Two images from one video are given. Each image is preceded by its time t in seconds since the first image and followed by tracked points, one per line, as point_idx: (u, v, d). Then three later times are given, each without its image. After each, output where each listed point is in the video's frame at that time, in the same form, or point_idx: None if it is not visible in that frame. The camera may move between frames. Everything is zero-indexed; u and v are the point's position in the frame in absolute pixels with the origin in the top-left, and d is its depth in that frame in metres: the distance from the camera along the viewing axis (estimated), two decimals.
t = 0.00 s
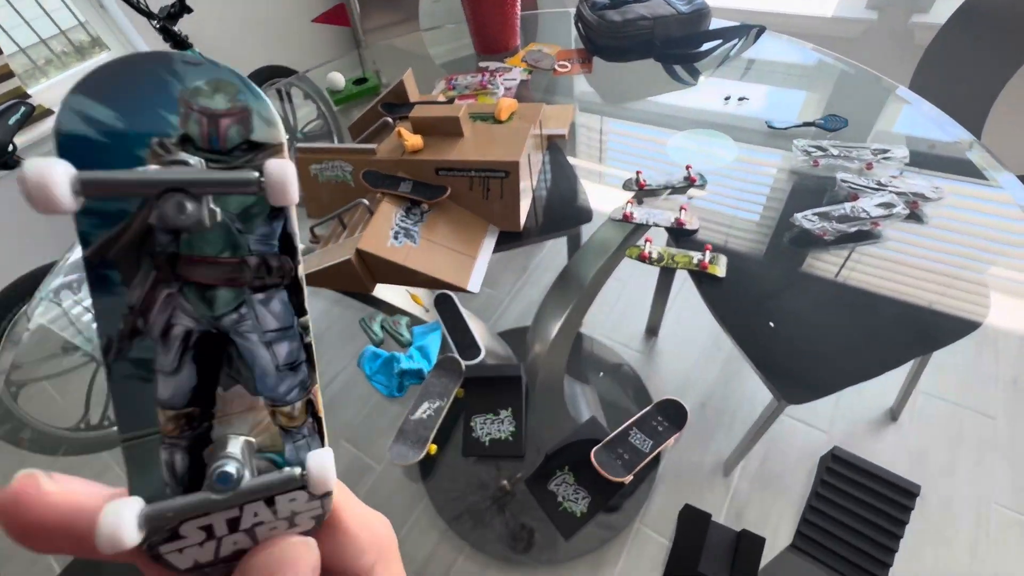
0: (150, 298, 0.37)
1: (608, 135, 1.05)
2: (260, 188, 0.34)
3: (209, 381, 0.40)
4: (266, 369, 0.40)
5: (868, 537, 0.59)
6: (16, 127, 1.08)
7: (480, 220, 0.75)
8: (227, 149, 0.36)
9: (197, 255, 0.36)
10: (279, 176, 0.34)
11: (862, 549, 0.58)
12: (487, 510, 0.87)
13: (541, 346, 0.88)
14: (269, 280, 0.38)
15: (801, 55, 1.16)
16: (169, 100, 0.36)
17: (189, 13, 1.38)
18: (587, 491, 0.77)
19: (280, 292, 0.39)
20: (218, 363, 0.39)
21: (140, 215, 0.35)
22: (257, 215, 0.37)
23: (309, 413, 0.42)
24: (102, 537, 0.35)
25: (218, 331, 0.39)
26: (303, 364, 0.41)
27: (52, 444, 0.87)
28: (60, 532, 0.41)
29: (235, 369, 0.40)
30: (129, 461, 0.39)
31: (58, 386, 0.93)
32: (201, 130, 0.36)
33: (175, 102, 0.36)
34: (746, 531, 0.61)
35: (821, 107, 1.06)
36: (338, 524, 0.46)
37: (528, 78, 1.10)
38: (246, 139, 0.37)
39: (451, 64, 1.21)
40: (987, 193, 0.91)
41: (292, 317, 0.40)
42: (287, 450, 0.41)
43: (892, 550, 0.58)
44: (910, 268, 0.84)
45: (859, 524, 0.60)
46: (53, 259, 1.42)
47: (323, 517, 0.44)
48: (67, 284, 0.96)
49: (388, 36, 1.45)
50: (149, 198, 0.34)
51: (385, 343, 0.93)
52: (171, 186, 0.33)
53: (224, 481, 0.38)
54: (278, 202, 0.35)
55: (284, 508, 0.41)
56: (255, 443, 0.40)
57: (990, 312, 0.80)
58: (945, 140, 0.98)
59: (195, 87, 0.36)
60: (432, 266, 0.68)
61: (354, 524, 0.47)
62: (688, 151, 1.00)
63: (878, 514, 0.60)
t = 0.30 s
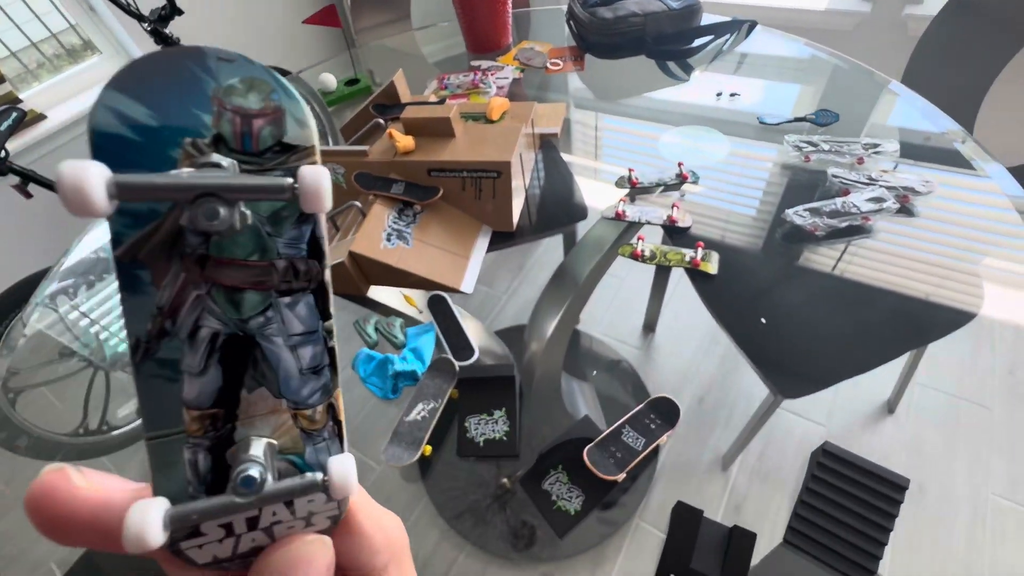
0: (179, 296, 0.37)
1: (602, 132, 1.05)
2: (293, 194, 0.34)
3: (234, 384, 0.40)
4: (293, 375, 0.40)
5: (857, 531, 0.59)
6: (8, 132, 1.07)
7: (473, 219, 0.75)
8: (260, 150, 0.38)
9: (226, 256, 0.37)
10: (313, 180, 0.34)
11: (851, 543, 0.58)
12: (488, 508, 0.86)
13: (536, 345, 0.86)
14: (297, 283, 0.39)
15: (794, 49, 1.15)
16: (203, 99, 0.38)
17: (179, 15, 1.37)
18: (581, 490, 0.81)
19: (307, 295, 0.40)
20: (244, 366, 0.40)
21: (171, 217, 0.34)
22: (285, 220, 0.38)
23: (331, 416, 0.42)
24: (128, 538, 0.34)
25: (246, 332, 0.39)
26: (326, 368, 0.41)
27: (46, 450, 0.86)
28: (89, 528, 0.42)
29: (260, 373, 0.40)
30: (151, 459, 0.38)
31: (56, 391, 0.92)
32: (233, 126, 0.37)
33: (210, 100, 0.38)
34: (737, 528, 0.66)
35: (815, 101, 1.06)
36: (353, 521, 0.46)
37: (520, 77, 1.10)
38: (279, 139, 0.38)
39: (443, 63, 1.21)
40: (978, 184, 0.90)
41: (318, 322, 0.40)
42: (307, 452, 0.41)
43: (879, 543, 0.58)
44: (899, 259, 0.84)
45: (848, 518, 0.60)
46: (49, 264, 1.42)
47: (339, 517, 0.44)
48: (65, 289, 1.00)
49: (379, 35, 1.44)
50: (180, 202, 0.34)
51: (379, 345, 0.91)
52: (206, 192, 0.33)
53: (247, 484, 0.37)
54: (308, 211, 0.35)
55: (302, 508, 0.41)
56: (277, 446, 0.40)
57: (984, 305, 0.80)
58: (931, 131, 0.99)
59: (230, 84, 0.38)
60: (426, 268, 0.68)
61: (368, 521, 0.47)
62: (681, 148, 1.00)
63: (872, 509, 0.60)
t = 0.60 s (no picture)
0: (177, 304, 0.40)
1: (602, 126, 1.03)
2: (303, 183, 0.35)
3: (243, 404, 0.42)
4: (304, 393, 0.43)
5: (866, 537, 0.57)
6: None
7: (467, 216, 0.74)
8: (267, 137, 0.42)
9: (229, 263, 0.39)
10: (327, 168, 0.35)
11: (860, 550, 0.57)
12: (490, 509, 0.82)
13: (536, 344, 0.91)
14: (311, 289, 0.41)
15: (796, 38, 1.13)
16: (208, 84, 0.42)
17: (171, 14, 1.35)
18: (581, 497, 0.80)
19: (322, 303, 0.42)
20: (253, 384, 0.42)
21: (165, 214, 0.38)
22: (297, 218, 0.40)
23: (348, 441, 0.45)
24: None
25: (252, 345, 0.41)
26: (342, 388, 0.44)
27: (38, 456, 0.85)
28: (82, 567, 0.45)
29: (269, 394, 0.43)
30: (156, 489, 0.41)
31: (53, 397, 0.91)
32: (237, 111, 0.42)
33: (214, 82, 0.42)
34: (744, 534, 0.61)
35: (818, 91, 1.03)
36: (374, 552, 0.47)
37: (516, 70, 1.08)
38: (285, 125, 0.43)
39: (438, 58, 1.19)
40: (987, 174, 0.89)
41: (333, 335, 0.43)
42: (324, 480, 0.44)
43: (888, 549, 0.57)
44: (906, 252, 0.82)
45: (858, 523, 0.58)
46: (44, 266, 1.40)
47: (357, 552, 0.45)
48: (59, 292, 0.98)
49: (374, 31, 1.42)
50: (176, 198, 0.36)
51: (372, 348, 0.90)
52: (201, 184, 0.35)
53: (254, 523, 0.38)
54: (323, 201, 0.36)
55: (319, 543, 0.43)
56: (289, 474, 0.43)
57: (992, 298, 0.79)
58: (941, 122, 0.96)
59: (233, 65, 0.42)
60: (420, 268, 0.67)
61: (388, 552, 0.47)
62: (682, 142, 0.98)
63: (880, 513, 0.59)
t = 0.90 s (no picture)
0: (210, 343, 0.36)
1: (603, 123, 1.01)
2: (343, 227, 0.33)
3: (275, 442, 0.37)
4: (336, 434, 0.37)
5: (884, 558, 0.55)
6: None
7: (464, 221, 0.72)
8: (303, 175, 0.37)
9: (264, 296, 0.35)
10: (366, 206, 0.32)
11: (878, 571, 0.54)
12: (493, 513, 0.82)
13: (538, 347, 0.94)
14: (343, 322, 0.37)
15: (800, 33, 1.11)
16: (243, 123, 0.37)
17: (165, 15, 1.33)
18: (584, 516, 0.78)
19: (355, 336, 0.37)
20: (286, 421, 0.37)
21: (197, 258, 0.34)
22: (331, 252, 0.35)
23: (380, 475, 0.38)
24: None
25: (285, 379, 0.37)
26: (375, 421, 0.38)
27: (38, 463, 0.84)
28: None
29: (302, 430, 0.37)
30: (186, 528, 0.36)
31: (50, 401, 0.88)
32: (272, 150, 0.37)
33: (250, 123, 0.37)
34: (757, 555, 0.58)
35: (823, 87, 1.01)
36: None
37: (515, 69, 1.06)
38: (321, 164, 0.37)
39: (436, 56, 1.17)
40: (999, 170, 0.86)
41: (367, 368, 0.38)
42: (356, 517, 0.36)
43: (908, 570, 0.54)
44: (917, 253, 0.80)
45: (874, 543, 0.56)
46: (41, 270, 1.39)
47: None
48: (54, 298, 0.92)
49: (371, 30, 1.40)
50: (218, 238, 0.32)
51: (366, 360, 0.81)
52: (247, 228, 0.32)
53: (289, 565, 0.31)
54: (361, 241, 0.34)
55: None
56: (321, 511, 0.36)
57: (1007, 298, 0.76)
58: (948, 116, 0.94)
59: (269, 104, 0.38)
60: (418, 275, 0.66)
61: None
62: (685, 142, 0.96)
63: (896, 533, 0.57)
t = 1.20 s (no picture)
0: (236, 367, 0.47)
1: (608, 122, 1.01)
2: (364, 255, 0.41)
3: (296, 462, 0.48)
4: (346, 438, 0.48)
5: (892, 564, 0.53)
6: None
7: (471, 226, 0.72)
8: (323, 205, 0.49)
9: (283, 325, 0.46)
10: (385, 240, 0.41)
11: None
12: (500, 516, 0.78)
13: (544, 349, 0.95)
14: (361, 348, 0.48)
15: (806, 30, 1.10)
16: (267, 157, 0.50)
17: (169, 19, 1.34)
18: (591, 523, 0.76)
19: (369, 362, 0.49)
20: (305, 444, 0.48)
21: (225, 285, 0.46)
22: (349, 280, 0.47)
23: (393, 497, 0.49)
24: None
25: (303, 404, 0.47)
26: (387, 445, 0.49)
27: (51, 468, 0.83)
28: None
29: (320, 453, 0.48)
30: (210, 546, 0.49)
31: (58, 405, 0.85)
32: (293, 181, 0.49)
33: (275, 153, 0.50)
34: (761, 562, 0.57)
35: (829, 85, 1.00)
36: None
37: (518, 70, 1.06)
38: (337, 191, 0.49)
39: (439, 58, 1.17)
40: (1007, 167, 0.85)
41: (381, 393, 0.49)
42: (370, 538, 0.48)
43: None
44: (926, 256, 0.78)
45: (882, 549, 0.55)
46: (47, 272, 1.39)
47: None
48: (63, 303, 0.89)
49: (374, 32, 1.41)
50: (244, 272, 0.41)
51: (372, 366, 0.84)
52: (268, 260, 0.40)
53: None
54: (382, 269, 0.42)
55: None
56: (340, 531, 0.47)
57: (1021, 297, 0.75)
58: (954, 112, 0.93)
59: (289, 137, 0.50)
60: (423, 279, 0.65)
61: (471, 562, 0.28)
62: (691, 143, 0.95)
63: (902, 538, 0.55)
